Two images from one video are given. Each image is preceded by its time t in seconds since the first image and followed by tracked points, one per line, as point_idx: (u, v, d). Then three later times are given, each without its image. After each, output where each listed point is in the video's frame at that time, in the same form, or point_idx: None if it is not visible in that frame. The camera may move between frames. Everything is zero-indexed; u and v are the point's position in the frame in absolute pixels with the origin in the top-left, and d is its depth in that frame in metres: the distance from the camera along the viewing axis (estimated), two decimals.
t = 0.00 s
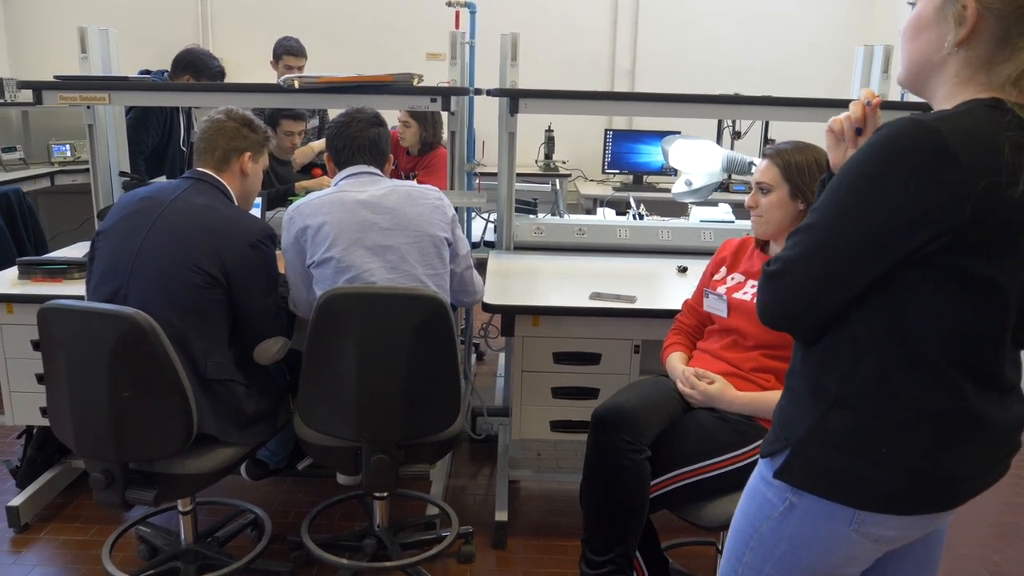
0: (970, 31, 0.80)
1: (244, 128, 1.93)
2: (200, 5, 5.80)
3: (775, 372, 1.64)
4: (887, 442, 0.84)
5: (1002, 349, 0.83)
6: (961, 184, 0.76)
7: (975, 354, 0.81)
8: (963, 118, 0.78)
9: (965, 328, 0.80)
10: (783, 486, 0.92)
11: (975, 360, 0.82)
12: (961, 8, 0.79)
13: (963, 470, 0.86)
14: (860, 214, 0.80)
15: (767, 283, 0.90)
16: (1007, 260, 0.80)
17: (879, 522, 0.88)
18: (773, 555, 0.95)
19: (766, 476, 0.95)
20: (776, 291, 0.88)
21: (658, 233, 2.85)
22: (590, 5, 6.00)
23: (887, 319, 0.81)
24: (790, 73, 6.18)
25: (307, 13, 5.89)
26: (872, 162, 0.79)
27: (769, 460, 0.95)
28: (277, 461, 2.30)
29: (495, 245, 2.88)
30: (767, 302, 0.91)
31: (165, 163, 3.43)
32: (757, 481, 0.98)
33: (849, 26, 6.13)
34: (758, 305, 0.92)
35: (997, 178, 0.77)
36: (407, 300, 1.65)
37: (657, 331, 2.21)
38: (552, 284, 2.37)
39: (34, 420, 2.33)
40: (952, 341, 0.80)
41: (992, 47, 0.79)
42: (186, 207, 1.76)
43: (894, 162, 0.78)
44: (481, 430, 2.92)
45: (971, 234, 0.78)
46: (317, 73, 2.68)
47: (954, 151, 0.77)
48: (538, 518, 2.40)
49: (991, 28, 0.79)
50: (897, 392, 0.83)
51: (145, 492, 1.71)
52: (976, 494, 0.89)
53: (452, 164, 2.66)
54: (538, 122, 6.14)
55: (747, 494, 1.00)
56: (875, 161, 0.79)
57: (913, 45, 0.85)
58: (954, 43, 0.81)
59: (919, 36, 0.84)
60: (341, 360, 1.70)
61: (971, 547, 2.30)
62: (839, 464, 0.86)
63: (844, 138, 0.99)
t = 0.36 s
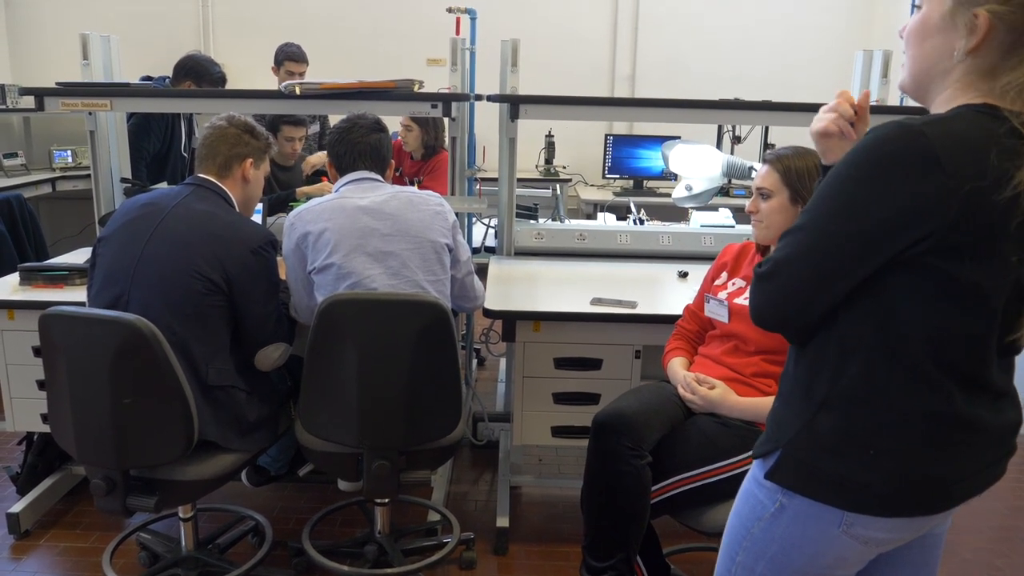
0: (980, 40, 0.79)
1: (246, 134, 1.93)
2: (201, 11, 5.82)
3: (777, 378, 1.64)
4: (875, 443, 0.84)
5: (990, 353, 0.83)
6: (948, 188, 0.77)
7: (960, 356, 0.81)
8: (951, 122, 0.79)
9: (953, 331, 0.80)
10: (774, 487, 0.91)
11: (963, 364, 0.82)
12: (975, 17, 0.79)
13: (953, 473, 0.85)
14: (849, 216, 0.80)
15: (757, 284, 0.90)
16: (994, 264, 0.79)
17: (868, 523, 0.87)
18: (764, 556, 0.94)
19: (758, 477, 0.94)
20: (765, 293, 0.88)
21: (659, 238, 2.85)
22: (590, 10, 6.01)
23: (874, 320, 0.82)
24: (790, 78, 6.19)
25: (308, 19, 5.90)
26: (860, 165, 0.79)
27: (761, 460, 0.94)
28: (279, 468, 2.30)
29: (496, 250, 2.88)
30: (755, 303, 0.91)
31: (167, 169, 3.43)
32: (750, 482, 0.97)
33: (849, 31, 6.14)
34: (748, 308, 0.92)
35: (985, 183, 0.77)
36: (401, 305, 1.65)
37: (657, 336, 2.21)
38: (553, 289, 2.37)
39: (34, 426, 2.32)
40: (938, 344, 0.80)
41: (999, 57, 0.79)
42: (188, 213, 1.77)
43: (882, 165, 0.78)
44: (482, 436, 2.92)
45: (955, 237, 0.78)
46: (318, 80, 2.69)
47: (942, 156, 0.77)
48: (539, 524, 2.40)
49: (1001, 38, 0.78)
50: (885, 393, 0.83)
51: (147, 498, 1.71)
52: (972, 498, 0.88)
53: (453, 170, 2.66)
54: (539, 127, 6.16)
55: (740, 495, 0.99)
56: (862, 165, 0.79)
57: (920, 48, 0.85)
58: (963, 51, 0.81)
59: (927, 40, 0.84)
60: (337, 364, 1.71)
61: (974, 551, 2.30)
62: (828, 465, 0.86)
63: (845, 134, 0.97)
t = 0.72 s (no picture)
0: (993, 44, 0.79)
1: (247, 138, 1.94)
2: (201, 16, 5.83)
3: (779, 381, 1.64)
4: (879, 445, 0.84)
5: (992, 356, 0.83)
6: (956, 193, 0.77)
7: (965, 360, 0.81)
8: (958, 125, 0.79)
9: (957, 335, 0.80)
10: (776, 490, 0.92)
11: (966, 367, 0.82)
12: (990, 22, 0.78)
13: (955, 477, 0.86)
14: (855, 220, 0.80)
15: (761, 287, 0.90)
16: (998, 267, 0.80)
17: (872, 525, 0.87)
18: (768, 558, 0.95)
19: (759, 481, 0.95)
20: (769, 295, 0.89)
21: (659, 241, 2.86)
22: (590, 14, 6.03)
23: (878, 325, 0.82)
24: (789, 81, 6.20)
25: (308, 23, 5.91)
26: (867, 170, 0.79)
27: (762, 464, 0.94)
28: (279, 471, 2.32)
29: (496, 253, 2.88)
30: (758, 305, 0.91)
31: (167, 173, 3.44)
32: (751, 485, 0.97)
33: (848, 34, 6.15)
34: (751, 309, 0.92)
35: (991, 187, 0.77)
36: (404, 309, 1.65)
37: (658, 339, 2.21)
38: (553, 293, 2.37)
39: (34, 430, 2.32)
40: (942, 348, 0.80)
41: (1011, 59, 0.79)
42: (188, 218, 1.77)
43: (888, 168, 0.78)
44: (483, 439, 2.92)
45: (963, 241, 0.78)
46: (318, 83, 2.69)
47: (950, 161, 0.77)
48: (540, 527, 2.39)
49: (1013, 40, 0.78)
50: (887, 398, 0.83)
51: (147, 502, 1.71)
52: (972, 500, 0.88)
53: (453, 173, 2.66)
54: (538, 130, 6.16)
55: (741, 499, 1.00)
56: (869, 170, 0.79)
57: (923, 55, 0.83)
58: (975, 54, 0.80)
59: (933, 48, 0.82)
60: (338, 368, 1.71)
61: (975, 554, 2.30)
62: (830, 467, 0.86)
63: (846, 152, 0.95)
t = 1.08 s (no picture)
0: (984, 38, 0.80)
1: (250, 136, 1.94)
2: (203, 14, 5.83)
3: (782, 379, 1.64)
4: (900, 447, 0.84)
5: (1007, 354, 0.83)
6: (979, 194, 0.77)
7: (988, 359, 0.82)
8: (974, 124, 0.79)
9: (978, 336, 0.80)
10: (791, 495, 0.91)
11: (985, 366, 0.82)
12: (981, 17, 0.79)
13: (968, 476, 0.86)
14: (878, 225, 0.79)
15: (774, 295, 0.90)
16: (1015, 266, 0.80)
17: (890, 528, 0.87)
18: (780, 564, 0.94)
19: (771, 486, 0.94)
20: (785, 303, 0.88)
21: (661, 240, 2.86)
22: (591, 12, 6.02)
23: (903, 329, 0.81)
24: (790, 79, 6.19)
25: (309, 22, 5.91)
26: (888, 172, 0.79)
27: (774, 470, 0.94)
28: (281, 470, 2.30)
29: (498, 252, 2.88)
30: (776, 314, 0.90)
31: (169, 171, 3.44)
32: (761, 490, 0.96)
33: (849, 33, 6.14)
34: (765, 318, 0.92)
35: (1010, 185, 0.78)
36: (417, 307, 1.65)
37: (661, 338, 2.21)
38: (556, 291, 2.37)
39: (38, 428, 2.33)
40: (965, 349, 0.80)
41: (1005, 53, 0.80)
42: (190, 216, 1.77)
43: (910, 168, 0.78)
44: (486, 437, 2.93)
45: (987, 241, 0.78)
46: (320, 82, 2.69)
47: (971, 161, 0.77)
48: (543, 525, 2.40)
49: (1005, 33, 0.79)
50: (909, 401, 0.82)
51: (151, 500, 1.71)
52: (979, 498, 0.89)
53: (455, 171, 2.66)
54: (540, 128, 6.16)
55: (750, 502, 0.99)
56: (890, 172, 0.79)
57: (917, 54, 0.83)
58: (968, 50, 0.81)
59: (926, 46, 0.82)
60: (347, 367, 1.70)
61: (976, 552, 2.30)
62: (843, 470, 0.86)
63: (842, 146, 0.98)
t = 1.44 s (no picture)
0: (960, 36, 0.80)
1: (250, 134, 1.94)
2: (203, 12, 5.82)
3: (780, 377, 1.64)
4: (888, 447, 0.84)
5: (1000, 356, 0.82)
6: (956, 189, 0.76)
7: (975, 360, 0.81)
8: (955, 121, 0.78)
9: (962, 336, 0.79)
10: (781, 493, 0.91)
11: (976, 366, 0.81)
12: (950, 13, 0.79)
13: (962, 477, 0.85)
14: (857, 222, 0.79)
15: (760, 294, 0.90)
16: (1002, 264, 0.79)
17: (879, 528, 0.87)
18: (772, 562, 0.94)
19: (763, 483, 0.94)
20: (769, 302, 0.88)
21: (660, 238, 2.86)
22: (591, 11, 6.01)
23: (887, 329, 0.81)
24: (790, 78, 6.19)
25: (309, 20, 5.91)
26: (867, 170, 0.79)
27: (766, 467, 0.94)
28: (280, 467, 2.30)
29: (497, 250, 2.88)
30: (762, 314, 0.90)
31: (168, 169, 3.44)
32: (753, 487, 0.96)
33: (849, 31, 6.14)
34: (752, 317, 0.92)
35: (989, 180, 0.77)
36: (405, 306, 1.65)
37: (660, 336, 2.21)
38: (555, 289, 2.37)
39: (36, 426, 2.33)
40: (954, 350, 0.80)
41: (983, 50, 0.80)
42: (188, 214, 1.77)
43: (889, 167, 0.78)
44: (485, 436, 2.92)
45: (968, 239, 0.77)
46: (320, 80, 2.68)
47: (948, 157, 0.76)
48: (541, 523, 2.40)
49: (980, 29, 0.78)
50: (898, 402, 0.82)
51: (149, 498, 1.71)
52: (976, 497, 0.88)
53: (454, 169, 2.66)
54: (539, 127, 6.16)
55: (743, 500, 0.99)
56: (870, 170, 0.79)
57: (900, 53, 0.84)
58: (944, 48, 0.81)
59: (906, 45, 0.83)
60: (341, 365, 1.71)
61: (975, 551, 2.30)
62: (835, 470, 0.85)
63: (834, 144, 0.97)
